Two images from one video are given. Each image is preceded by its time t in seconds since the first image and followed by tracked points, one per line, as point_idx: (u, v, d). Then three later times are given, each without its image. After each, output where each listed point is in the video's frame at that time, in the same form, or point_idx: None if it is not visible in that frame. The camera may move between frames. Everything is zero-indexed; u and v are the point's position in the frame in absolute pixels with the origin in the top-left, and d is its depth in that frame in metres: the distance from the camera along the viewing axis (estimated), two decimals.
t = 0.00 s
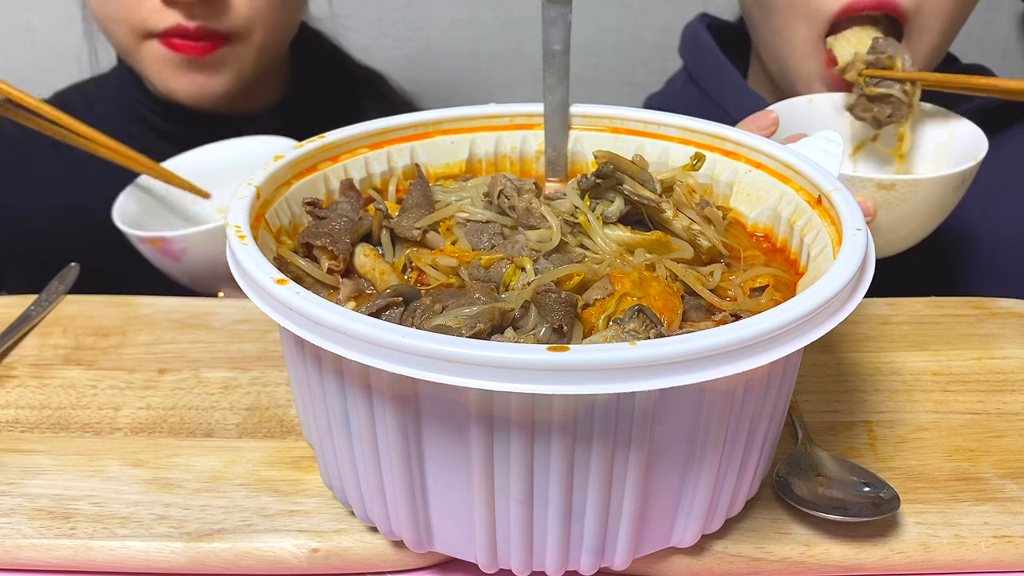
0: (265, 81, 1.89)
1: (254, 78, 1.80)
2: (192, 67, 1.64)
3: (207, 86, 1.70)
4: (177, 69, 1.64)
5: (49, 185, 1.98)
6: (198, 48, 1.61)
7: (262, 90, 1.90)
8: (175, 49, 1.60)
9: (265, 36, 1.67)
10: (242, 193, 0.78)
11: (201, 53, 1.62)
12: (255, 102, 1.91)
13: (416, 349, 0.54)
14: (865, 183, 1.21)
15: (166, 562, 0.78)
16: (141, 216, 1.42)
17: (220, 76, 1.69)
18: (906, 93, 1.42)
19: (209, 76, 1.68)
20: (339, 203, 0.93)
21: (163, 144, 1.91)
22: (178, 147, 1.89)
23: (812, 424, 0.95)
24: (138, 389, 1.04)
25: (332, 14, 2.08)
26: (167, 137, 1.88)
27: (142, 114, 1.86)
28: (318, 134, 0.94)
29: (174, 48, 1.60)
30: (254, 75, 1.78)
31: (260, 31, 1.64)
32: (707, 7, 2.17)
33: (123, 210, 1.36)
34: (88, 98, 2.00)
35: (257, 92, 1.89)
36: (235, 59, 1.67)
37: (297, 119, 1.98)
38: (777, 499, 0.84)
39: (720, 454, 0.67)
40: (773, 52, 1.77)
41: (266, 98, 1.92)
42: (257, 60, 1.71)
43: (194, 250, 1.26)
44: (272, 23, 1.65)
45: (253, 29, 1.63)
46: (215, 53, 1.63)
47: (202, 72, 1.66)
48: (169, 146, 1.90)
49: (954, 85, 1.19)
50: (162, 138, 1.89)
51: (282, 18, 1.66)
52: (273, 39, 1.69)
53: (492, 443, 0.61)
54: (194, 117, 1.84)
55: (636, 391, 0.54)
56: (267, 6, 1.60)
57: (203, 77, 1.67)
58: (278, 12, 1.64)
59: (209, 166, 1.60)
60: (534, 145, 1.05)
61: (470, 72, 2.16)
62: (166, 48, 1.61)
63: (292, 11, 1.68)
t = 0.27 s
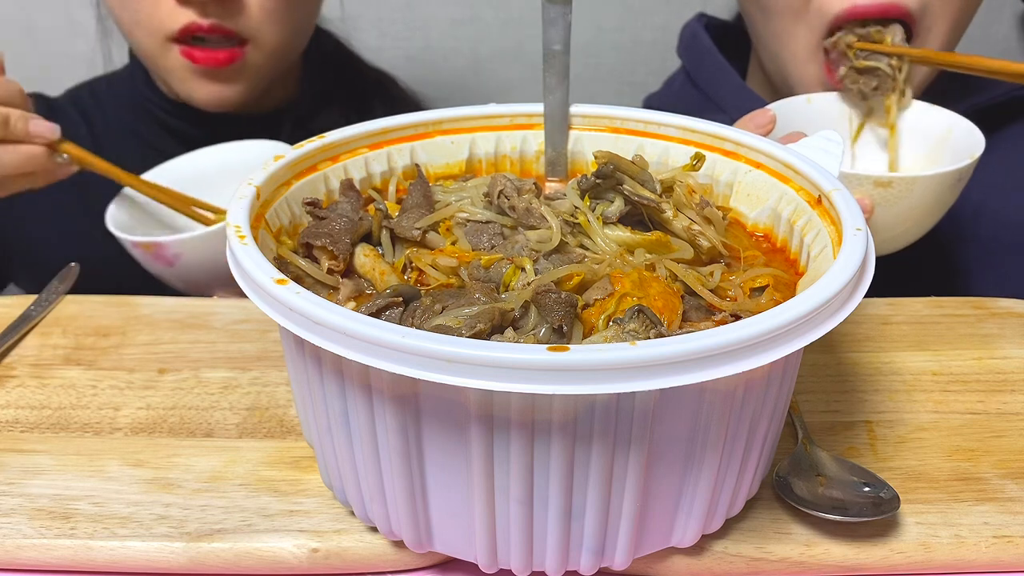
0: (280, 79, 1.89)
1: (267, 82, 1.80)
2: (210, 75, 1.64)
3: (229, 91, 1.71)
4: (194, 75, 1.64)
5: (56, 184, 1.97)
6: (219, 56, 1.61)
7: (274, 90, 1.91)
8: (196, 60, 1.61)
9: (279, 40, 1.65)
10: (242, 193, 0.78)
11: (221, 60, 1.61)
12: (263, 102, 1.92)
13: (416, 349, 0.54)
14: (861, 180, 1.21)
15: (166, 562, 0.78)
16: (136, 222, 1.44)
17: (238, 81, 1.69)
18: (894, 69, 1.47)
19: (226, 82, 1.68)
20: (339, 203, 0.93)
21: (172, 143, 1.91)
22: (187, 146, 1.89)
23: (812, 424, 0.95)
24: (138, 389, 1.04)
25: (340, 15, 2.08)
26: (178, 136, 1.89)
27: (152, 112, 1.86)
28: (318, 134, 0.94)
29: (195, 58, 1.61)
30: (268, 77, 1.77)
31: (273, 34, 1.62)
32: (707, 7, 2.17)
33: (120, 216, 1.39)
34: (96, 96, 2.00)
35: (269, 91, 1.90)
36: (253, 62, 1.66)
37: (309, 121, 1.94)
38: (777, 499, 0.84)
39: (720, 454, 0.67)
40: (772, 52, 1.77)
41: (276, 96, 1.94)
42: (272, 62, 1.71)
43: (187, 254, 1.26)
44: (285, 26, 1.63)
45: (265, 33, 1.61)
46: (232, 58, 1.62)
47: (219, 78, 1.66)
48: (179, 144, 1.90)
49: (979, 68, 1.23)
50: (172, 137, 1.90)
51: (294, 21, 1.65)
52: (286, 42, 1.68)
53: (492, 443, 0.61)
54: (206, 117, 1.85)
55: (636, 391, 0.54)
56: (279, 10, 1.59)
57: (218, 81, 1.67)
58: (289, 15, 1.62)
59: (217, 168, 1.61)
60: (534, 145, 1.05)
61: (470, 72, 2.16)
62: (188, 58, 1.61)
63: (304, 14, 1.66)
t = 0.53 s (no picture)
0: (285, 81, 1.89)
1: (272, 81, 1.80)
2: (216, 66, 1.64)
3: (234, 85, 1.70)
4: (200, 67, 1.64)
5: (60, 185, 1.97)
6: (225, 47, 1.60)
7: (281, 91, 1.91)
8: (200, 49, 1.60)
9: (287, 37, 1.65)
10: (242, 193, 0.78)
11: (226, 51, 1.61)
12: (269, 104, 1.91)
13: (415, 349, 0.54)
14: (860, 181, 1.21)
15: (167, 562, 0.78)
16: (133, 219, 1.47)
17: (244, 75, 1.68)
18: (878, 51, 1.59)
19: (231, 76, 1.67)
20: (339, 203, 0.93)
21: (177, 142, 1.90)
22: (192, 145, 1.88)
23: (813, 424, 0.95)
24: (138, 389, 1.04)
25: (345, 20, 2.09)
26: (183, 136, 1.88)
27: (157, 112, 1.85)
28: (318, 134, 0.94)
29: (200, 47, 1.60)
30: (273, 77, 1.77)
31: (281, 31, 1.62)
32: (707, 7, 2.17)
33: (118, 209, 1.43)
34: (103, 96, 2.00)
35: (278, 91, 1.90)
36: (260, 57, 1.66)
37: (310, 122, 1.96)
38: (777, 499, 0.84)
39: (720, 454, 0.67)
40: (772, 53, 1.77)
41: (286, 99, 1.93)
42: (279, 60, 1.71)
43: (178, 250, 1.27)
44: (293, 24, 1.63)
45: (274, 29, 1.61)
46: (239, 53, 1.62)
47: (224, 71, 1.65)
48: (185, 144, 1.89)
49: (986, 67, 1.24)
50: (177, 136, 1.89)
51: (302, 20, 1.65)
52: (293, 41, 1.68)
53: (492, 443, 0.61)
54: (211, 116, 1.83)
55: (636, 391, 0.54)
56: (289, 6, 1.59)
57: (225, 75, 1.66)
58: (297, 12, 1.62)
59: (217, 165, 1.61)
60: (534, 145, 1.05)
61: (471, 72, 2.16)
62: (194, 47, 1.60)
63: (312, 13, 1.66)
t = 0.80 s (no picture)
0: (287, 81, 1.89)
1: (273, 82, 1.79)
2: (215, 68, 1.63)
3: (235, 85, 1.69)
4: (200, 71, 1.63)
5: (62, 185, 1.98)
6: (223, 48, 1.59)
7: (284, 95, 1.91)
8: (200, 52, 1.59)
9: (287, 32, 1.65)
10: (242, 193, 0.78)
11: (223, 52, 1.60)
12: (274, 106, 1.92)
13: (415, 349, 0.54)
14: (854, 185, 1.21)
15: (167, 562, 0.78)
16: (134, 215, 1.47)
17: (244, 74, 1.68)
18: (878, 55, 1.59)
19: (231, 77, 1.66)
20: (339, 203, 0.93)
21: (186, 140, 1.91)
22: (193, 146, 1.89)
23: (813, 424, 0.95)
24: (138, 389, 1.04)
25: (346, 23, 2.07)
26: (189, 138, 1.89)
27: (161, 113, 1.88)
28: (318, 134, 0.94)
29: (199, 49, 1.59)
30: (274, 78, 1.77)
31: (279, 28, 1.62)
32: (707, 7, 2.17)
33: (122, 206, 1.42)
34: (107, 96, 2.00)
35: (282, 92, 1.90)
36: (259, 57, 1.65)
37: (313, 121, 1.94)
38: (777, 499, 0.84)
39: (720, 454, 0.67)
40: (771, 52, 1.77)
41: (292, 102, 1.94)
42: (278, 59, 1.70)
43: (161, 252, 1.27)
44: (291, 22, 1.63)
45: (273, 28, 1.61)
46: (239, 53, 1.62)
47: (223, 72, 1.64)
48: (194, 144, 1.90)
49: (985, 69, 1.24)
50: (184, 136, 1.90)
51: (301, 16, 1.65)
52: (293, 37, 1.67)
53: (492, 443, 0.61)
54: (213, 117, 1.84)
55: (636, 391, 0.54)
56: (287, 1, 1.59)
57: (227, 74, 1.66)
58: (295, 10, 1.62)
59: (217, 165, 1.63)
60: (534, 145, 1.05)
61: (471, 72, 2.16)
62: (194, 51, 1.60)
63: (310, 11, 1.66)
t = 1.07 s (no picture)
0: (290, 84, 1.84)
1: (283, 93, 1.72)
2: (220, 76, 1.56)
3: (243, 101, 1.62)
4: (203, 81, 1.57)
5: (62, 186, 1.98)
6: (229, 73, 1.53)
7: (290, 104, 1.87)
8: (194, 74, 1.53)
9: (291, 35, 1.57)
10: (243, 193, 0.78)
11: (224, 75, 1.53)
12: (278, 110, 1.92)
13: (415, 349, 0.54)
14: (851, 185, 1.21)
15: (167, 562, 0.78)
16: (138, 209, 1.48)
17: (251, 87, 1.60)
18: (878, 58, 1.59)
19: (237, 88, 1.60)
20: (339, 203, 0.93)
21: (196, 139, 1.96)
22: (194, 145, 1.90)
23: (813, 424, 0.95)
24: (138, 389, 1.04)
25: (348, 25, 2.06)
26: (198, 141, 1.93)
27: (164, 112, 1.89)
28: (318, 134, 0.94)
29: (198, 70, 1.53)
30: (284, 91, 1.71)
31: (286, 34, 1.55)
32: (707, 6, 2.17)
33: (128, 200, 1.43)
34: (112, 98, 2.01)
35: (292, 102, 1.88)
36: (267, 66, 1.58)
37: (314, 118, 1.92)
38: (777, 499, 0.84)
39: (720, 454, 0.67)
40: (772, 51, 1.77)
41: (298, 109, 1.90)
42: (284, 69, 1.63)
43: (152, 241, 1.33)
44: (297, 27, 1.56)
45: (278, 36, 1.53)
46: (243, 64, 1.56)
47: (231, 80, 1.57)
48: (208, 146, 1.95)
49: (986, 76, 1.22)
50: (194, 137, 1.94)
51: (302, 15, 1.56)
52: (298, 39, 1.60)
53: (492, 443, 0.61)
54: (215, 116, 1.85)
55: (636, 391, 0.54)
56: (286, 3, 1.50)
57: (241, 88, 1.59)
58: (299, 17, 1.55)
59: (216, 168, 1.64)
60: (534, 145, 1.05)
61: (471, 71, 2.16)
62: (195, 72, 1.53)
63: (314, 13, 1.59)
